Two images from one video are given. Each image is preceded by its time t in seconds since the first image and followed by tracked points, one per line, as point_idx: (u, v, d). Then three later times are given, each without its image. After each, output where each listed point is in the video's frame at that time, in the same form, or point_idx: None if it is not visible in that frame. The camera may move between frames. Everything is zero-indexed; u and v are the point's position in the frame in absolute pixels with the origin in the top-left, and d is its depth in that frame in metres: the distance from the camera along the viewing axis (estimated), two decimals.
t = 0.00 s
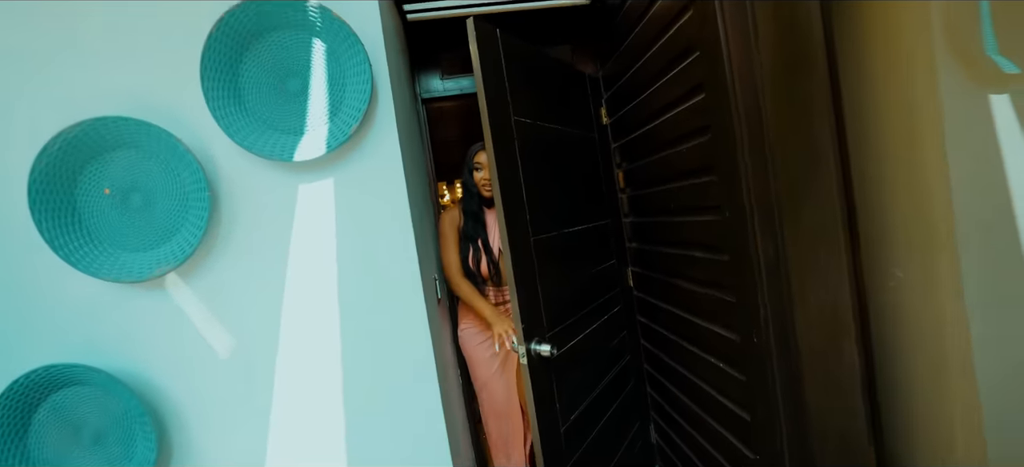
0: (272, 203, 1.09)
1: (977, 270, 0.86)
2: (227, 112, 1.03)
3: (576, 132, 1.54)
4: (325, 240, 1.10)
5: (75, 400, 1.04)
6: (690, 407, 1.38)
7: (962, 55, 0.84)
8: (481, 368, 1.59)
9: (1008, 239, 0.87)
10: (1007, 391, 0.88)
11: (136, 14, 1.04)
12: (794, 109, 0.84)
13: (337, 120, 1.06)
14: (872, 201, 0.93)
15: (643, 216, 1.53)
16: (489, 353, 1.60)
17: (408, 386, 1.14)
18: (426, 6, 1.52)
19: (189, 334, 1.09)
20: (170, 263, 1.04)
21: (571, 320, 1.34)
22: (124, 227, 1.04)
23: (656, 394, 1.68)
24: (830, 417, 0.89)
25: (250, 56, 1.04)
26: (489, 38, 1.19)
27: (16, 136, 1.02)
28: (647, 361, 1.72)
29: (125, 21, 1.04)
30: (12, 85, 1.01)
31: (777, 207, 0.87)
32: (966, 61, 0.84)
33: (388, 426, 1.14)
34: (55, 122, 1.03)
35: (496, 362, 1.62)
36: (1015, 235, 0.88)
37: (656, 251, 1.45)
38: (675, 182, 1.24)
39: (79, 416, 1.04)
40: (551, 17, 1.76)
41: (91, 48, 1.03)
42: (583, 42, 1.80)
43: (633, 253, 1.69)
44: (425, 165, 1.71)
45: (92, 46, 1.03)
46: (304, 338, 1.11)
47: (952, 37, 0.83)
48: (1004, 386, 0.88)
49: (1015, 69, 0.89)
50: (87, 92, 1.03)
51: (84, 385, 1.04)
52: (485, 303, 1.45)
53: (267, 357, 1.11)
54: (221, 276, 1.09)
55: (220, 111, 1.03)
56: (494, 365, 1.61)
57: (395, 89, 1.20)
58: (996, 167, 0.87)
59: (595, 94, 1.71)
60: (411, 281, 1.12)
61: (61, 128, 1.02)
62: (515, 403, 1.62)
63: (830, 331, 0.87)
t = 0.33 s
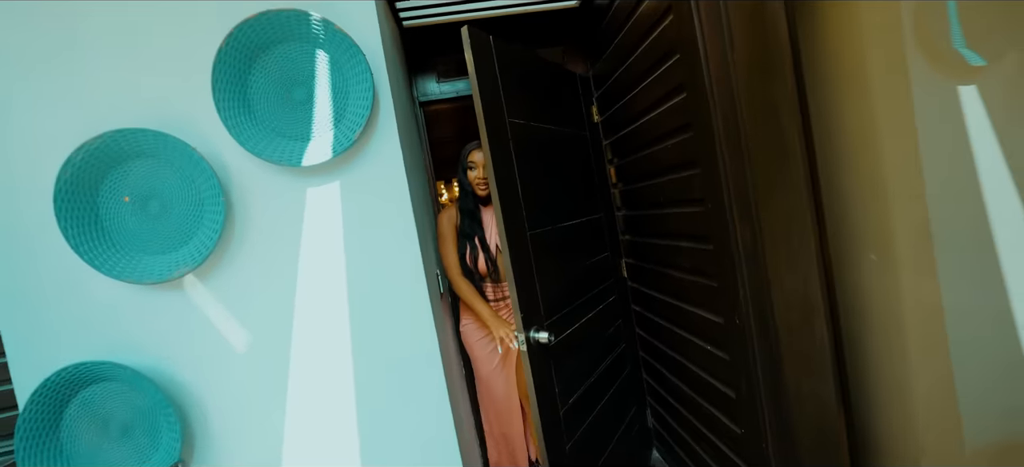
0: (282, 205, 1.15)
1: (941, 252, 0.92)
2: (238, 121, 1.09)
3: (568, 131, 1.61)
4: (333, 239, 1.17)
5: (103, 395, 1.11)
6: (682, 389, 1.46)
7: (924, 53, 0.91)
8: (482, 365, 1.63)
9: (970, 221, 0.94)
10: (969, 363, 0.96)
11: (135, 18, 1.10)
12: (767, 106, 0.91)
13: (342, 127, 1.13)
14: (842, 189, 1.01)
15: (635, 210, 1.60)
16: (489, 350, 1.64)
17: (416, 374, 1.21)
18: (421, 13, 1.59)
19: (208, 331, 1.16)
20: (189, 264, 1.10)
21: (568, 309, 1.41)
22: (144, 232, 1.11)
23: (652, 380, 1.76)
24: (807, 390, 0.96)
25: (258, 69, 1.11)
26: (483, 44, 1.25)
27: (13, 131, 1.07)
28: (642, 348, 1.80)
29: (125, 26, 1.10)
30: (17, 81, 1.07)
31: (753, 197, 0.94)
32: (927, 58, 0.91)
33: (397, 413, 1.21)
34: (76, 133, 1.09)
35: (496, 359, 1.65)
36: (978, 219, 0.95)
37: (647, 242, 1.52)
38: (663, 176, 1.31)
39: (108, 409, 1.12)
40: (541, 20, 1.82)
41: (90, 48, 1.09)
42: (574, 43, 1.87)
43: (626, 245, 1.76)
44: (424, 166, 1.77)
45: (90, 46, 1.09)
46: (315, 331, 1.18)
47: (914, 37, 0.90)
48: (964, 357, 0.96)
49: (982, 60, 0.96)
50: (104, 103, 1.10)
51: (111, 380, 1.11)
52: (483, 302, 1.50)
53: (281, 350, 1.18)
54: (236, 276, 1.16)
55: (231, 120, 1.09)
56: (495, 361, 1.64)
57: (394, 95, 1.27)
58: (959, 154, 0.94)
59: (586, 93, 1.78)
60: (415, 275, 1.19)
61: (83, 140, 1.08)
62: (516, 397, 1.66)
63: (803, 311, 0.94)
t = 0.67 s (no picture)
0: (295, 205, 1.22)
1: (916, 241, 0.98)
2: (252, 128, 1.16)
3: (565, 131, 1.67)
4: (344, 237, 1.24)
5: (132, 387, 1.19)
6: (676, 375, 1.53)
7: (899, 52, 0.96)
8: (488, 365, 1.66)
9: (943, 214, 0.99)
10: (946, 348, 1.01)
11: (150, 30, 1.17)
12: (749, 106, 0.97)
13: (350, 131, 1.19)
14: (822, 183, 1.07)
15: (630, 205, 1.66)
16: (494, 350, 1.65)
17: (424, 363, 1.28)
18: (421, 18, 1.66)
19: (229, 324, 1.24)
20: (209, 263, 1.18)
21: (568, 301, 1.48)
22: (167, 234, 1.18)
23: (648, 369, 1.83)
24: (789, 371, 1.03)
25: (270, 78, 1.18)
26: (483, 49, 1.32)
27: (38, 141, 1.16)
28: (639, 338, 1.87)
29: (144, 40, 1.17)
30: (15, 81, 1.15)
31: (736, 191, 1.00)
32: (903, 57, 0.96)
33: (404, 401, 1.28)
34: (105, 139, 1.17)
35: (501, 360, 1.65)
36: (953, 211, 1.00)
37: (642, 236, 1.59)
38: (655, 173, 1.38)
39: (137, 400, 1.19)
40: (537, 23, 1.89)
41: (105, 57, 1.17)
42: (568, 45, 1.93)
43: (622, 239, 1.83)
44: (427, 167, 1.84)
45: (109, 58, 1.17)
46: (328, 324, 1.25)
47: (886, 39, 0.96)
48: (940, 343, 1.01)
49: (958, 57, 0.99)
50: (129, 110, 1.18)
51: (140, 373, 1.19)
52: (484, 298, 1.54)
53: (297, 342, 1.25)
54: (253, 273, 1.23)
55: (246, 127, 1.16)
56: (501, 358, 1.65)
57: (398, 100, 1.33)
58: (935, 150, 0.99)
59: (581, 94, 1.84)
60: (422, 269, 1.26)
61: (110, 148, 1.16)
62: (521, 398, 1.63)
63: (785, 297, 1.01)
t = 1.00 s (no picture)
0: (303, 211, 1.29)
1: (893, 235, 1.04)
2: (262, 138, 1.23)
3: (560, 135, 1.74)
4: (351, 241, 1.30)
5: (150, 387, 1.24)
6: (670, 367, 1.59)
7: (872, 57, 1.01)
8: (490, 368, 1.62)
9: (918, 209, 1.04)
10: (926, 339, 1.06)
11: (164, 48, 1.24)
12: (729, 111, 1.05)
13: (355, 139, 1.26)
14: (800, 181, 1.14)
15: (624, 204, 1.73)
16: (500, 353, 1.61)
17: (429, 360, 1.34)
18: (419, 29, 1.76)
19: (242, 326, 1.30)
20: (223, 267, 1.23)
21: (569, 297, 1.54)
22: (182, 240, 1.24)
23: (645, 362, 1.89)
24: (771, 359, 1.10)
25: (279, 91, 1.24)
26: (487, 56, 1.38)
27: (60, 154, 1.22)
28: (635, 333, 1.93)
29: (158, 57, 1.24)
30: (30, 95, 1.22)
31: (720, 190, 1.07)
32: (875, 61, 1.01)
33: (412, 396, 1.34)
34: (124, 151, 1.24)
35: (505, 367, 1.60)
36: (929, 210, 1.04)
37: (636, 234, 1.65)
38: (646, 174, 1.44)
39: (155, 400, 1.25)
40: (531, 31, 1.96)
41: (122, 74, 1.24)
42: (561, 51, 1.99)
43: (617, 237, 1.90)
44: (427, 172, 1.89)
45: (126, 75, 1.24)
46: (337, 325, 1.31)
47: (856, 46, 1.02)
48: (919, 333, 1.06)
49: (932, 57, 1.02)
50: (147, 124, 1.25)
51: (158, 373, 1.24)
52: (485, 300, 1.57)
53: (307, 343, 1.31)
54: (264, 277, 1.29)
55: (257, 138, 1.22)
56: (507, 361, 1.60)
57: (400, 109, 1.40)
58: (907, 149, 1.04)
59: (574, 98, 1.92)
60: (425, 270, 1.33)
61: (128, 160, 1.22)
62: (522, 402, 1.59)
63: (766, 291, 1.08)
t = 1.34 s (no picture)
0: (309, 220, 1.34)
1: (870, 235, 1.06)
2: (270, 152, 1.29)
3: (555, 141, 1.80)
4: (356, 248, 1.36)
5: (163, 393, 1.29)
6: (663, 364, 1.65)
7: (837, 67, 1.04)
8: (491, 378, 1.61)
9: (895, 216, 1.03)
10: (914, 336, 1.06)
11: (178, 70, 1.31)
12: (709, 120, 1.12)
13: (359, 151, 1.32)
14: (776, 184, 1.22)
15: (616, 208, 1.80)
16: (500, 360, 1.60)
17: (431, 360, 1.40)
18: (416, 43, 1.83)
19: (251, 332, 1.35)
20: (233, 276, 1.29)
21: (571, 297, 1.60)
22: (194, 250, 1.29)
23: (640, 361, 1.94)
24: (756, 351, 1.16)
25: (285, 107, 1.31)
26: (491, 67, 1.46)
27: (84, 173, 1.31)
28: (630, 333, 2.00)
29: (172, 78, 1.31)
30: (53, 116, 1.30)
31: (703, 192, 1.14)
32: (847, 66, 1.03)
33: (416, 395, 1.40)
34: (143, 166, 1.32)
35: (504, 373, 1.60)
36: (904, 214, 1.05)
37: (628, 237, 1.72)
38: (637, 178, 1.51)
39: (168, 405, 1.29)
40: (524, 43, 2.03)
41: (139, 96, 1.31)
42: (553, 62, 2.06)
43: (611, 240, 1.97)
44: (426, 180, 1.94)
45: (143, 96, 1.31)
46: (343, 329, 1.37)
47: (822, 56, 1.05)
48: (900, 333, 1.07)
49: (898, 65, 1.01)
50: (161, 140, 1.32)
51: (170, 379, 1.29)
52: (485, 306, 1.57)
53: (314, 347, 1.36)
54: (273, 284, 1.35)
55: (265, 152, 1.28)
56: (508, 366, 1.61)
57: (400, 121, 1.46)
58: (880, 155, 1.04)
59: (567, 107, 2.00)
60: (426, 274, 1.39)
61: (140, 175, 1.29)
62: (523, 405, 1.62)
63: (748, 287, 1.15)
